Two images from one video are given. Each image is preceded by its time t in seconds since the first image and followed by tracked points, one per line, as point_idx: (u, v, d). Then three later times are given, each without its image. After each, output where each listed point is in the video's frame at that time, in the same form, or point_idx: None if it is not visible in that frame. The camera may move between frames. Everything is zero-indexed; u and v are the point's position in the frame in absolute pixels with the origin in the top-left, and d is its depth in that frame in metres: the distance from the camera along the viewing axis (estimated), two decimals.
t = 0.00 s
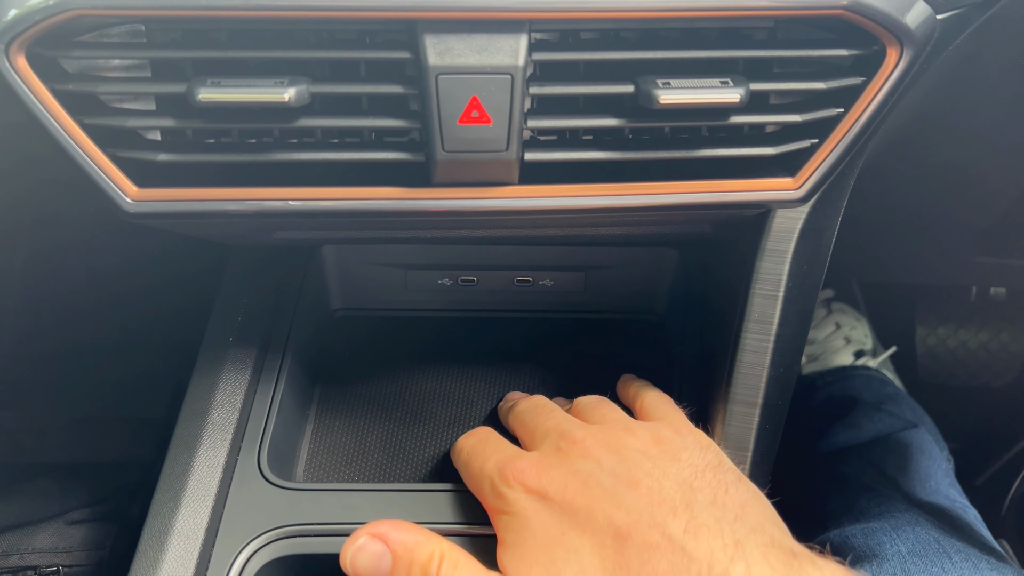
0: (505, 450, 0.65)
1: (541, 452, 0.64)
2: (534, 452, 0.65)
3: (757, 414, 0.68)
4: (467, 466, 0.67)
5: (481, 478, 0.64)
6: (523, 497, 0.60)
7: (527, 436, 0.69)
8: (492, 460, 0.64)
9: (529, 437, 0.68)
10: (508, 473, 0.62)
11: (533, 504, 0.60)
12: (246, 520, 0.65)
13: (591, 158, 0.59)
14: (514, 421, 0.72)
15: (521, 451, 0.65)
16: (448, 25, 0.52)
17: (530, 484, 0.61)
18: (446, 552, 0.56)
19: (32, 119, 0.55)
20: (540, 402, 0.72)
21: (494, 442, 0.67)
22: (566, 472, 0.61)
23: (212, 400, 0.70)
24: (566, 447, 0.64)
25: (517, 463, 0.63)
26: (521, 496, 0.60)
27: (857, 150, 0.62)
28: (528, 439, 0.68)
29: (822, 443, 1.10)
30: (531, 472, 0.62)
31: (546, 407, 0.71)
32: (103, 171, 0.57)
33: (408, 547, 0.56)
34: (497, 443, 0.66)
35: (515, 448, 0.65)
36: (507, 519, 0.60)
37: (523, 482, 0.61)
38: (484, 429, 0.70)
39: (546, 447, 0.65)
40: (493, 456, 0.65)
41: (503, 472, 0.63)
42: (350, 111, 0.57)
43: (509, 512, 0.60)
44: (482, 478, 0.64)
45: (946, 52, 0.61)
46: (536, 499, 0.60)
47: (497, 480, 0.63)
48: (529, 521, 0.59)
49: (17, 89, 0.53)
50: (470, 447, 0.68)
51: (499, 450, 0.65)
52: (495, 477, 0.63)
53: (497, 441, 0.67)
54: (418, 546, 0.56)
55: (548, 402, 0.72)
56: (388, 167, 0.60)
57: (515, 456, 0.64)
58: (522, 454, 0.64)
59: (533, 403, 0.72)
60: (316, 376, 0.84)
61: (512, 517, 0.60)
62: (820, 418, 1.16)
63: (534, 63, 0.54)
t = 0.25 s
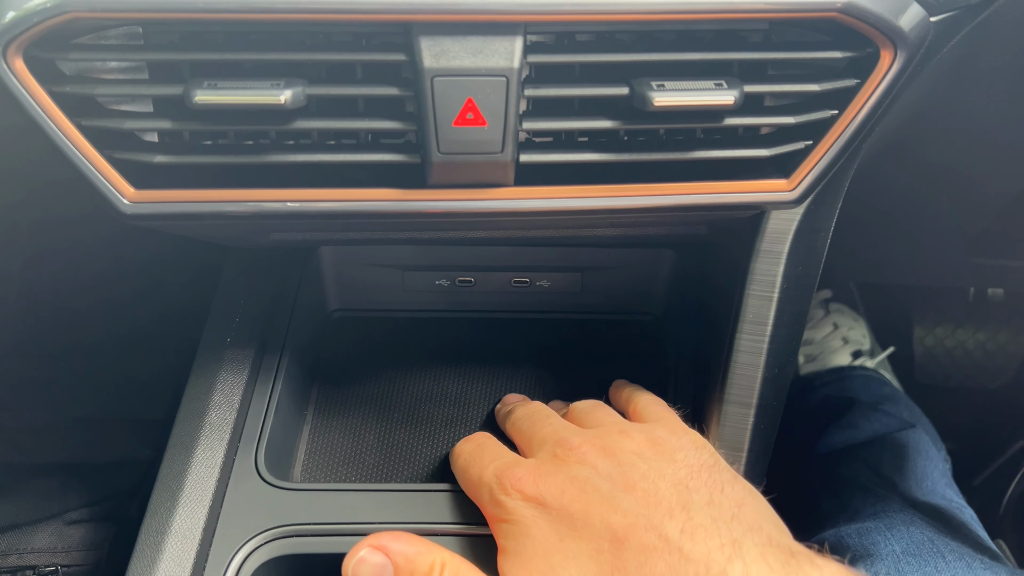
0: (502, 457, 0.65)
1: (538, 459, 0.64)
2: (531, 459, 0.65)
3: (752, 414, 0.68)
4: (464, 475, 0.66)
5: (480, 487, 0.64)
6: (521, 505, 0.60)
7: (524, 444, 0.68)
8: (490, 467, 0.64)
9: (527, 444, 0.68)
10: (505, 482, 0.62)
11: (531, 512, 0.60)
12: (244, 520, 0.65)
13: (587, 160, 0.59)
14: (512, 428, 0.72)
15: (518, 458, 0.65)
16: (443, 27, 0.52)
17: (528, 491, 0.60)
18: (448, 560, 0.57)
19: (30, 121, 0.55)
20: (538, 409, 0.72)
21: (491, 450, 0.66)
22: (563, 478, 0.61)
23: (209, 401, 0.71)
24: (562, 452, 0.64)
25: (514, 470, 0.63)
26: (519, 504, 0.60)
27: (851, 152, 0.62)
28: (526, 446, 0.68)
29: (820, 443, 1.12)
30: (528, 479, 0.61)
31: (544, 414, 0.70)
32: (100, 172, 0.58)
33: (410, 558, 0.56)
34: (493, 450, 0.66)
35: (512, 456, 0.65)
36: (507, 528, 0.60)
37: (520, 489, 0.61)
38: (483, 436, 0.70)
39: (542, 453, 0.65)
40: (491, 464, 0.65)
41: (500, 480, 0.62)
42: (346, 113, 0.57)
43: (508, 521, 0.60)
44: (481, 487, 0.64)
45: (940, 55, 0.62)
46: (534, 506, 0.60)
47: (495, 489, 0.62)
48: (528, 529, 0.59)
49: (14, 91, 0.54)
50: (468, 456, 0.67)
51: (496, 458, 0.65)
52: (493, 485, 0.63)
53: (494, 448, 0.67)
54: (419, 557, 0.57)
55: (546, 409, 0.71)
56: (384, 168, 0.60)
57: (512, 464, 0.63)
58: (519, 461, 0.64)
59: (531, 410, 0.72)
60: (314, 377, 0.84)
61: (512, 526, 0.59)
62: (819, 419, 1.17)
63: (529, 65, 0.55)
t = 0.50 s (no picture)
0: (495, 460, 0.65)
1: (531, 462, 0.64)
2: (524, 461, 0.64)
3: (749, 418, 0.68)
4: (456, 476, 0.66)
5: (472, 491, 0.64)
6: (515, 512, 0.60)
7: (517, 440, 0.68)
8: (482, 471, 0.64)
9: (519, 440, 0.68)
10: (499, 487, 0.62)
11: (525, 519, 0.60)
12: (243, 524, 0.66)
13: (584, 165, 0.59)
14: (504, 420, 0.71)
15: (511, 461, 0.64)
16: (440, 34, 0.52)
17: (522, 499, 0.61)
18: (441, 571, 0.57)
19: (29, 127, 0.56)
20: (532, 399, 0.71)
21: (484, 451, 0.66)
22: (557, 485, 0.61)
23: (207, 405, 0.71)
24: (557, 457, 0.64)
25: (507, 475, 0.63)
26: (513, 511, 0.60)
27: (848, 157, 0.62)
28: (518, 444, 0.67)
29: (819, 446, 1.12)
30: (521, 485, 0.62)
31: (535, 408, 0.69)
32: (99, 178, 0.58)
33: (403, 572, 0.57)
34: (483, 453, 0.66)
35: (505, 458, 0.65)
36: (502, 534, 0.60)
37: (514, 496, 0.61)
38: (472, 433, 0.69)
39: (535, 456, 0.64)
40: (484, 467, 0.64)
41: (494, 485, 0.62)
42: (343, 118, 0.57)
43: (503, 528, 0.60)
44: (474, 491, 0.64)
45: (936, 60, 0.62)
46: (528, 514, 0.60)
47: (489, 494, 0.62)
48: (523, 537, 0.59)
49: (13, 97, 0.54)
50: (461, 455, 0.67)
51: (489, 461, 0.65)
52: (487, 490, 0.63)
53: (488, 449, 0.66)
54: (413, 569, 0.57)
55: (539, 402, 0.70)
56: (382, 174, 0.60)
57: (506, 468, 0.63)
58: (513, 465, 0.64)
59: (524, 401, 0.71)
60: (313, 381, 0.84)
61: (506, 533, 0.60)
62: (818, 422, 1.17)
63: (526, 71, 0.55)
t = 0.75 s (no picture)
0: (502, 481, 0.65)
1: (537, 484, 0.64)
2: (531, 482, 0.65)
3: (749, 418, 0.68)
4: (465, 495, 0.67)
5: (480, 512, 0.65)
6: (521, 536, 0.61)
7: (524, 459, 0.68)
8: (491, 490, 0.65)
9: (526, 457, 0.68)
10: (505, 510, 0.63)
11: (531, 544, 0.60)
12: (243, 523, 0.66)
13: (584, 165, 0.59)
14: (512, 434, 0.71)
15: (518, 482, 0.65)
16: (441, 33, 0.52)
17: (527, 523, 0.61)
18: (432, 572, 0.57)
19: (30, 126, 0.56)
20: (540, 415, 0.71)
21: (492, 469, 0.66)
22: (562, 508, 0.62)
23: (208, 405, 0.71)
24: (562, 478, 0.64)
25: (513, 499, 0.63)
26: (519, 535, 0.61)
27: (847, 157, 0.62)
28: (525, 461, 0.67)
29: (820, 446, 1.12)
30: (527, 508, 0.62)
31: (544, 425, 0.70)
32: (99, 177, 0.58)
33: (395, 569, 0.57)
34: (494, 470, 0.66)
35: (513, 478, 0.65)
36: (508, 558, 0.61)
37: (520, 520, 0.62)
38: (485, 445, 0.69)
39: (541, 477, 0.65)
40: (490, 488, 0.65)
41: (501, 508, 0.63)
42: (344, 118, 0.57)
43: (509, 552, 0.61)
44: (481, 511, 0.64)
45: (935, 59, 0.62)
46: (534, 538, 0.61)
47: (496, 517, 0.63)
48: (529, 562, 0.60)
49: (14, 97, 0.54)
50: (470, 474, 0.67)
51: (497, 480, 0.65)
52: (494, 513, 0.63)
53: (497, 467, 0.67)
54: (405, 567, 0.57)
55: (546, 421, 0.70)
56: (383, 173, 0.60)
57: (513, 491, 0.64)
58: (519, 487, 0.64)
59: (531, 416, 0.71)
60: (313, 381, 0.84)
61: (512, 558, 0.60)
62: (818, 422, 1.17)
63: (526, 71, 0.55)
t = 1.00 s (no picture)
0: (496, 491, 0.65)
1: (531, 494, 0.64)
2: (524, 491, 0.64)
3: (738, 419, 0.68)
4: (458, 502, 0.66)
5: (473, 521, 0.64)
6: (513, 550, 0.60)
7: (518, 466, 0.67)
8: (485, 500, 0.64)
9: (519, 466, 0.67)
10: (499, 522, 0.62)
11: (524, 558, 0.60)
12: (235, 524, 0.66)
13: (573, 169, 0.60)
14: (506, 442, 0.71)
15: (512, 492, 0.64)
16: (430, 39, 0.53)
17: (521, 537, 0.61)
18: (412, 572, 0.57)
19: (22, 131, 0.56)
20: (535, 422, 0.70)
21: (487, 478, 0.66)
22: (555, 522, 0.62)
23: (200, 407, 0.71)
24: (556, 491, 0.63)
25: (507, 510, 0.62)
26: (511, 548, 0.60)
27: (834, 160, 0.62)
28: (519, 470, 0.67)
29: (813, 447, 1.12)
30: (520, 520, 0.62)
31: (538, 432, 0.69)
32: (91, 181, 0.59)
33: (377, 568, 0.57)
34: (490, 479, 0.66)
35: (506, 488, 0.65)
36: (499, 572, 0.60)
37: (513, 533, 0.61)
38: (481, 453, 0.70)
39: (534, 487, 0.64)
40: (484, 497, 0.64)
41: (494, 519, 0.62)
42: (334, 122, 0.58)
43: (500, 565, 0.60)
44: (473, 520, 0.64)
45: (922, 64, 0.62)
46: (526, 552, 0.60)
47: (488, 527, 0.62)
48: None
49: (6, 102, 0.54)
50: (463, 484, 0.67)
51: (492, 488, 0.65)
52: (487, 522, 0.63)
53: (491, 476, 0.66)
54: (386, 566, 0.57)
55: (541, 426, 0.70)
56: (373, 177, 0.60)
57: (506, 501, 0.63)
58: (512, 497, 0.64)
59: (526, 424, 0.70)
60: (307, 384, 0.84)
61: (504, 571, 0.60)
62: (811, 424, 1.18)
63: (515, 75, 0.55)
